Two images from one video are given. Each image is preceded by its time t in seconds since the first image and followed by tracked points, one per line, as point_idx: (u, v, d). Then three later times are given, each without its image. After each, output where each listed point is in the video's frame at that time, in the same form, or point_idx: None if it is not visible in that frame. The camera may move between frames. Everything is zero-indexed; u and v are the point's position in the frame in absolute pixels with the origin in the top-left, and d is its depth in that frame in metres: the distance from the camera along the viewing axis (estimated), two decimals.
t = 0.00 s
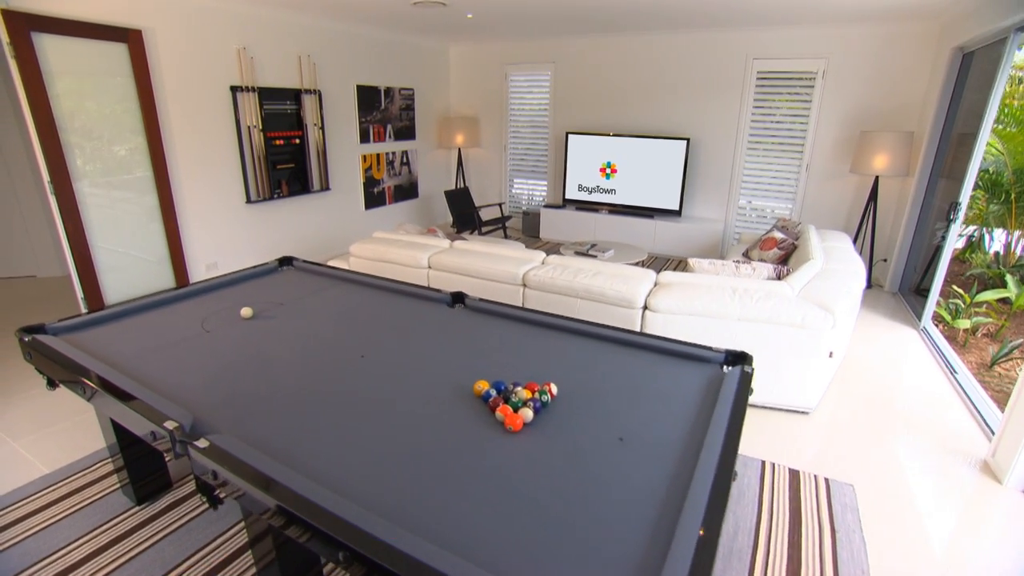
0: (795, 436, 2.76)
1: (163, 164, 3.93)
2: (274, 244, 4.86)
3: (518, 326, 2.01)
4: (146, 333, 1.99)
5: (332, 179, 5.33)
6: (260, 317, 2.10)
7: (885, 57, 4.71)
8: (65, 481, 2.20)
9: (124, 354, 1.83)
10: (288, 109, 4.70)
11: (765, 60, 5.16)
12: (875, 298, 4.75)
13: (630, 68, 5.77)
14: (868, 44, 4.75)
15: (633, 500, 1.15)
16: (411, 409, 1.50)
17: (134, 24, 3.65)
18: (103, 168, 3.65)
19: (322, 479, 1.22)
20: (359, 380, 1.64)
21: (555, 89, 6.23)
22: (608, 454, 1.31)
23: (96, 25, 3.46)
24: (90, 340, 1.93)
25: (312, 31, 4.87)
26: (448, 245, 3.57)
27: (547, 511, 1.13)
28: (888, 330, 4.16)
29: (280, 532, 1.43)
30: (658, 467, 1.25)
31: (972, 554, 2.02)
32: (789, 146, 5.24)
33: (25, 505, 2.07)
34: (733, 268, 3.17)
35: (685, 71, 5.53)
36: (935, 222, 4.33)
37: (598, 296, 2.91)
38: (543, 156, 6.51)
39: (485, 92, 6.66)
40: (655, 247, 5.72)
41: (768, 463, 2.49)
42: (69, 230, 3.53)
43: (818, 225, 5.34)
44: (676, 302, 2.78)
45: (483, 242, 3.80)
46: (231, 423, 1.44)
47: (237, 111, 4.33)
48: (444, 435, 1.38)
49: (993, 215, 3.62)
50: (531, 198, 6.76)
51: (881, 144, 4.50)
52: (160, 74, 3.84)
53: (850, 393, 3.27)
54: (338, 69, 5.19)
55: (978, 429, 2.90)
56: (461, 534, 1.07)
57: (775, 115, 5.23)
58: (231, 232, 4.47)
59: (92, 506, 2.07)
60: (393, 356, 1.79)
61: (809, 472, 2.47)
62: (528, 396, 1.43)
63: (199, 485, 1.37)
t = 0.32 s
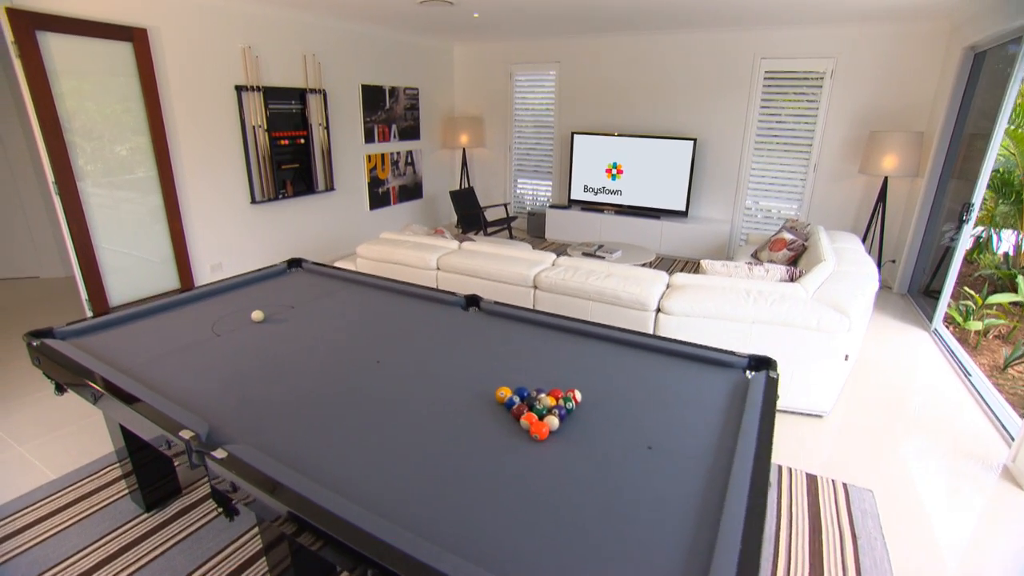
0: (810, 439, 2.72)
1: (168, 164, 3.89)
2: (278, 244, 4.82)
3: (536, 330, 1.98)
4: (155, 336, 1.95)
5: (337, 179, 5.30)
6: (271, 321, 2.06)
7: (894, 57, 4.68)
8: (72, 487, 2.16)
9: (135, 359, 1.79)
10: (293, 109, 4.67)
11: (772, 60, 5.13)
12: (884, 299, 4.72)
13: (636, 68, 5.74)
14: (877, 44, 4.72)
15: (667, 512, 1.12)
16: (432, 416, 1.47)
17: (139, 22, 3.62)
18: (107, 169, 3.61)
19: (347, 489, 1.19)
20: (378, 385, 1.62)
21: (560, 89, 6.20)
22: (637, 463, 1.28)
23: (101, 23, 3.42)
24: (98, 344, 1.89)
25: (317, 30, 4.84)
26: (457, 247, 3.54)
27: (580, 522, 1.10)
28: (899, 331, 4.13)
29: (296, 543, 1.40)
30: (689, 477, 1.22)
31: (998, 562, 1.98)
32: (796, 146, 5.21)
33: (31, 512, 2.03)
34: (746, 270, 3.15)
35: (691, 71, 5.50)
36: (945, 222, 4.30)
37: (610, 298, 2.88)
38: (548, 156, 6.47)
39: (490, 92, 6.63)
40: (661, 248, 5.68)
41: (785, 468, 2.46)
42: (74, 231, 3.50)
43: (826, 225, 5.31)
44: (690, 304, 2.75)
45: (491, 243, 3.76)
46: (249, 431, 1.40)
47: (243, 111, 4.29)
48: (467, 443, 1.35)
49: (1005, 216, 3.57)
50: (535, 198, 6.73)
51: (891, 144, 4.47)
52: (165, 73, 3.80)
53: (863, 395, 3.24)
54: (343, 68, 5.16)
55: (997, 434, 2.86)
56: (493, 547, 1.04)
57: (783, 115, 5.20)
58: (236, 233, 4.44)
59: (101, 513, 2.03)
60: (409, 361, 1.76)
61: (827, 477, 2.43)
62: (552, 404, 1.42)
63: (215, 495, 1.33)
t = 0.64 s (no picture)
0: (825, 443, 2.70)
1: (172, 165, 3.86)
2: (282, 245, 4.79)
3: (552, 334, 1.96)
4: (164, 340, 1.92)
5: (341, 180, 5.27)
6: (282, 324, 2.03)
7: (902, 57, 4.65)
8: (79, 492, 2.13)
9: (144, 363, 1.76)
10: (297, 108, 4.63)
11: (780, 60, 5.10)
12: (892, 301, 4.68)
13: (642, 68, 5.71)
14: (885, 44, 4.69)
15: (699, 523, 1.09)
16: (451, 423, 1.44)
17: (144, 21, 3.58)
18: (111, 170, 3.58)
19: (369, 499, 1.17)
20: (394, 390, 1.59)
21: (565, 88, 6.16)
22: (665, 471, 1.26)
23: (106, 23, 3.39)
24: (107, 347, 1.86)
25: (321, 29, 4.81)
26: (465, 248, 3.51)
27: (611, 533, 1.07)
28: (907, 333, 4.10)
29: (312, 553, 1.36)
30: (719, 486, 1.20)
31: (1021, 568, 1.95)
32: (804, 147, 5.18)
33: (37, 518, 2.00)
34: (758, 272, 3.14)
35: (698, 72, 5.47)
36: (955, 223, 4.28)
37: (622, 300, 2.85)
38: (552, 157, 6.44)
39: (494, 92, 6.59)
40: (667, 249, 5.66)
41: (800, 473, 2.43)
42: (78, 232, 3.46)
43: (832, 226, 5.28)
44: (703, 306, 2.72)
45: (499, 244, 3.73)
46: (265, 438, 1.37)
47: (247, 111, 4.26)
48: (488, 451, 1.33)
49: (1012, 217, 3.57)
50: (540, 199, 6.70)
51: (899, 145, 4.44)
52: (169, 73, 3.77)
53: (876, 397, 3.21)
54: (347, 68, 5.13)
55: (1012, 436, 2.83)
56: (521, 559, 1.01)
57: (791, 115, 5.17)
58: (240, 233, 4.41)
59: (108, 519, 2.00)
60: (425, 365, 1.73)
61: (843, 481, 2.40)
62: (576, 410, 1.39)
63: (230, 506, 1.29)
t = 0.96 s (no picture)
0: (837, 446, 2.67)
1: (176, 165, 3.84)
2: (285, 246, 4.77)
3: (565, 338, 1.94)
4: (172, 344, 1.89)
5: (344, 180, 5.24)
6: (291, 327, 2.00)
7: (908, 56, 4.63)
8: (85, 498, 2.10)
9: (152, 367, 1.73)
10: (301, 108, 4.60)
11: (785, 60, 5.07)
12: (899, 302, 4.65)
13: (646, 68, 5.69)
14: (892, 43, 4.67)
15: (727, 535, 1.07)
16: (467, 429, 1.42)
17: (148, 21, 3.56)
18: (115, 170, 3.55)
19: (388, 508, 1.14)
20: (408, 396, 1.57)
21: (569, 88, 6.14)
22: (689, 479, 1.24)
23: (110, 22, 3.36)
24: (114, 352, 1.83)
25: (325, 29, 4.78)
26: (471, 249, 3.49)
27: (638, 545, 1.05)
28: (913, 335, 4.06)
29: (326, 561, 1.33)
30: (745, 494, 1.18)
31: None
32: (809, 147, 5.16)
33: (43, 524, 1.97)
34: (767, 273, 3.12)
35: (703, 72, 5.45)
36: (962, 224, 4.25)
37: (631, 301, 2.83)
38: (556, 157, 6.42)
39: (497, 92, 6.57)
40: (671, 250, 5.63)
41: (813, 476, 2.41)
42: (82, 233, 3.43)
43: (838, 226, 5.26)
44: (714, 308, 2.69)
45: (505, 245, 3.71)
46: (279, 445, 1.35)
47: (251, 111, 4.23)
48: (506, 458, 1.31)
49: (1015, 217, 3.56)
50: (543, 199, 6.68)
51: (906, 145, 4.42)
52: (173, 72, 3.74)
53: (886, 399, 3.18)
54: (351, 68, 5.10)
55: None
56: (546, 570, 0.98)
57: (796, 115, 5.15)
58: (244, 234, 4.38)
59: (115, 525, 1.97)
60: (438, 370, 1.71)
61: (856, 485, 2.38)
62: (596, 416, 1.38)
63: (243, 515, 1.26)
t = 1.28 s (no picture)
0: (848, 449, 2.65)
1: (179, 165, 3.81)
2: (289, 246, 4.74)
3: (580, 341, 1.92)
4: (180, 347, 1.86)
5: (347, 181, 5.21)
6: (300, 330, 1.98)
7: (915, 56, 4.61)
8: (91, 502, 2.07)
9: (160, 371, 1.71)
10: (305, 108, 4.58)
11: (791, 60, 5.05)
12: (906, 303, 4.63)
13: (650, 68, 5.67)
14: (898, 42, 4.64)
15: (754, 544, 1.05)
16: (482, 434, 1.39)
17: (151, 20, 3.54)
18: (117, 170, 3.52)
19: (407, 516, 1.12)
20: (423, 400, 1.54)
21: (573, 88, 6.12)
22: (712, 486, 1.22)
23: (113, 22, 3.34)
24: (121, 355, 1.80)
25: (328, 28, 4.76)
26: (477, 250, 3.46)
27: (663, 555, 1.03)
28: (920, 335, 4.03)
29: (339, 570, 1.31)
30: (770, 502, 1.16)
31: None
32: (814, 147, 5.13)
33: (47, 530, 1.94)
34: (776, 274, 3.09)
35: (707, 71, 5.43)
36: (969, 224, 4.24)
37: (640, 303, 2.81)
38: (559, 157, 6.39)
39: (501, 92, 6.54)
40: (676, 250, 5.61)
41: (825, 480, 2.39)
42: (85, 233, 3.41)
43: (843, 227, 5.24)
44: (724, 310, 2.67)
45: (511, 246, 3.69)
46: (292, 452, 1.33)
47: (254, 111, 4.21)
48: (524, 464, 1.28)
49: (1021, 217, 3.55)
50: (546, 199, 6.65)
51: (912, 145, 4.40)
52: (177, 72, 3.72)
53: (896, 400, 3.16)
54: (354, 68, 5.08)
55: None
56: None
57: (801, 115, 5.13)
58: (247, 235, 4.36)
59: (121, 530, 1.94)
60: (451, 374, 1.69)
61: (869, 488, 2.36)
62: (615, 422, 1.35)
63: (257, 524, 1.24)
